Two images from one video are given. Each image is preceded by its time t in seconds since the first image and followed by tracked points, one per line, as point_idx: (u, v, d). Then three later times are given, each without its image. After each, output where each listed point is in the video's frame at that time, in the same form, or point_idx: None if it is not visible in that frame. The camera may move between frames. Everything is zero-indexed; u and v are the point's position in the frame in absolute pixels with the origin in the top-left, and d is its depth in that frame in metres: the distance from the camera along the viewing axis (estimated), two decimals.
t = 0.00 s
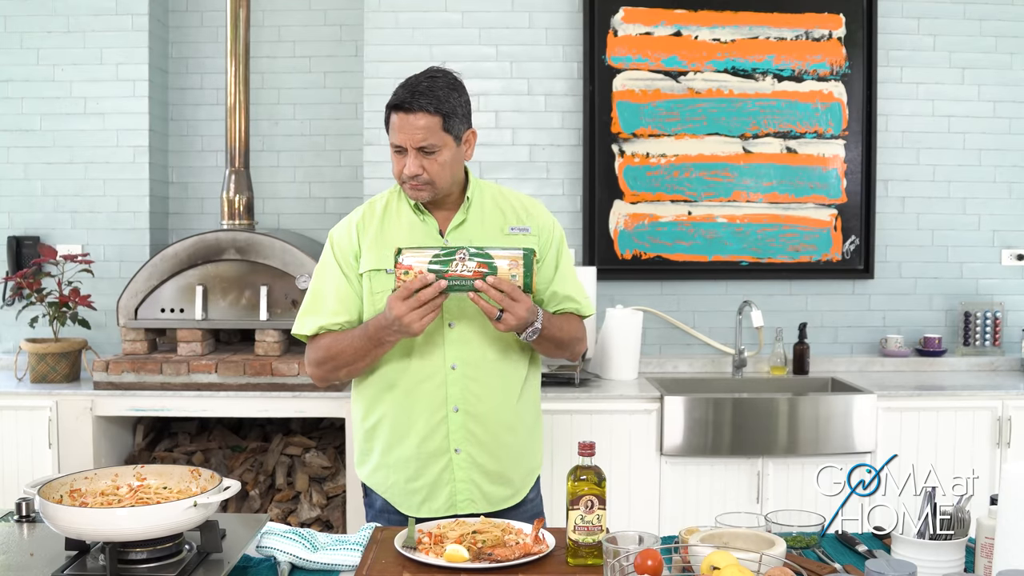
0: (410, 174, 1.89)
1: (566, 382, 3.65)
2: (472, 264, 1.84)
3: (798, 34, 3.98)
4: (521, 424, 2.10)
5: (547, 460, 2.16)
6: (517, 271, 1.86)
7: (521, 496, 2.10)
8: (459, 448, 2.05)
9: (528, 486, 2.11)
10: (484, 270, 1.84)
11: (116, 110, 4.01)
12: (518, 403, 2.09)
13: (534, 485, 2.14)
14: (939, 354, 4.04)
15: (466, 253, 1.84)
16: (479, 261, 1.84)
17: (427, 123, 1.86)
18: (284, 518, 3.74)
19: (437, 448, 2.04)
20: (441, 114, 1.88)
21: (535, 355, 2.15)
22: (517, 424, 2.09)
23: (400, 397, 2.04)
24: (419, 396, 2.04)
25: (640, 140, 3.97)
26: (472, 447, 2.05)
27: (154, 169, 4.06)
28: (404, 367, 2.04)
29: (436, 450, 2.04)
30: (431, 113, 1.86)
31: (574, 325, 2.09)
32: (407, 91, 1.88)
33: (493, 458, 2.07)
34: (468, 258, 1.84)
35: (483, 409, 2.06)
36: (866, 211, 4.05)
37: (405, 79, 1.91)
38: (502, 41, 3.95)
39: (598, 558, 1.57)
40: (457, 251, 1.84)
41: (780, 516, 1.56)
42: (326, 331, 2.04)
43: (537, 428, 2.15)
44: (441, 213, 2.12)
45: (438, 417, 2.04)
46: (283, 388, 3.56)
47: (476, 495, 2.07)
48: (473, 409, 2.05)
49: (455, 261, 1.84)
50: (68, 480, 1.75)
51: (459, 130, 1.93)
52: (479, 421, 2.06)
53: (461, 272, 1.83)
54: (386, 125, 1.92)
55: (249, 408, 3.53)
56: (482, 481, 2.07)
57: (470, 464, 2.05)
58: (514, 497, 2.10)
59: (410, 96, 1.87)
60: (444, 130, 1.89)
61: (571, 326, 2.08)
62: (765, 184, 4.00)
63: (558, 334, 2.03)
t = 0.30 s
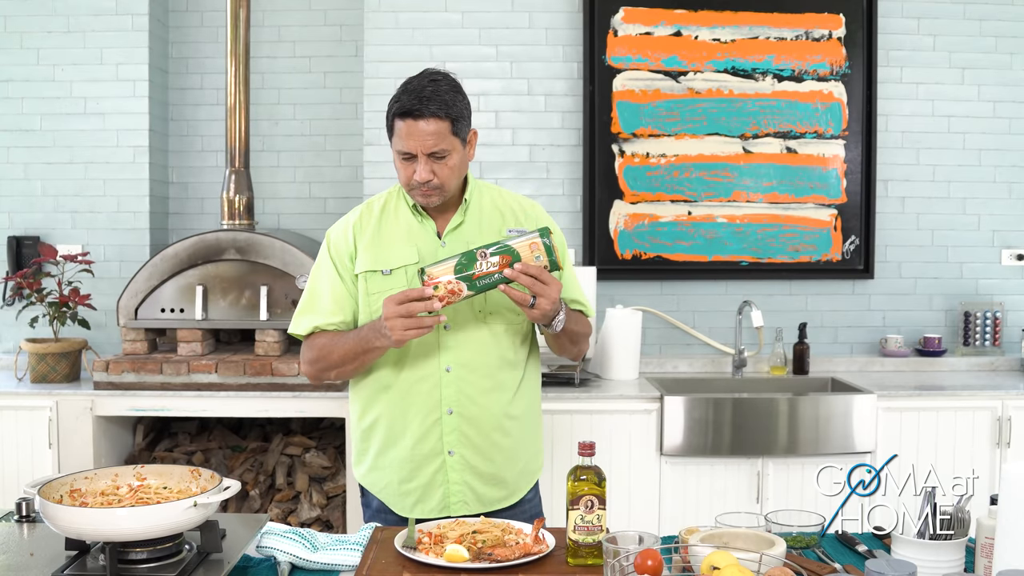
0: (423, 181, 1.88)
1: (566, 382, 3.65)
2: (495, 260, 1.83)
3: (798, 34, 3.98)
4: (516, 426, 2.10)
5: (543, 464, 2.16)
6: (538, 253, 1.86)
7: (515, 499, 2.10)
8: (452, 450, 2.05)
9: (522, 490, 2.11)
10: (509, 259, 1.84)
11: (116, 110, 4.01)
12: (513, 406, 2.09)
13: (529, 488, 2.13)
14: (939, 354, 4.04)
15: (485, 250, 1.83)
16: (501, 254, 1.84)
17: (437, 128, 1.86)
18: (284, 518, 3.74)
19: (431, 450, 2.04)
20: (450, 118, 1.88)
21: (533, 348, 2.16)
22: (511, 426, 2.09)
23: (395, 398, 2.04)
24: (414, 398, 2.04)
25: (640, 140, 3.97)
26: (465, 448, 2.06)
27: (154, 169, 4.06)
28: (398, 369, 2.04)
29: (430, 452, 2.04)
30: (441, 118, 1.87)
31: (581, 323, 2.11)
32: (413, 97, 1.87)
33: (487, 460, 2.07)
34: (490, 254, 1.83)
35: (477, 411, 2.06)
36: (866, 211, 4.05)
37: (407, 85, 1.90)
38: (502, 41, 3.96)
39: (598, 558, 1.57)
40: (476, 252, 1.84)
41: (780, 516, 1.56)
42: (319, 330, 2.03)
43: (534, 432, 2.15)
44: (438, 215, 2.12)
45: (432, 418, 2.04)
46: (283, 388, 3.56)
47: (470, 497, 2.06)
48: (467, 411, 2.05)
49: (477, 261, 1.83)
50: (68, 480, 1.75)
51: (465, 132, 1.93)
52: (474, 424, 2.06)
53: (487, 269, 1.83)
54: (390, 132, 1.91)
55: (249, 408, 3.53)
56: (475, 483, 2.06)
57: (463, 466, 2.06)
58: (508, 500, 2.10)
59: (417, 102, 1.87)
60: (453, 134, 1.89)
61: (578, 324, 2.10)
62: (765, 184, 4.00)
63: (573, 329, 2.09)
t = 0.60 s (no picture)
0: (422, 181, 1.88)
1: (566, 382, 3.65)
2: (518, 267, 1.85)
3: (799, 33, 3.98)
4: (514, 427, 2.10)
5: (541, 465, 2.16)
6: (561, 258, 1.87)
7: (513, 499, 2.10)
8: (450, 450, 2.05)
9: (521, 490, 2.11)
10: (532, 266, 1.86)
11: (116, 110, 4.01)
12: (511, 406, 2.09)
13: (527, 489, 2.13)
14: (939, 354, 4.04)
15: (508, 258, 1.85)
16: (525, 261, 1.86)
17: (436, 128, 1.86)
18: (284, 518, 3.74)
19: (429, 451, 2.04)
20: (448, 118, 1.88)
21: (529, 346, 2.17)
22: (509, 426, 2.09)
23: (393, 398, 2.04)
24: (411, 397, 2.04)
25: (640, 140, 3.96)
26: (463, 448, 2.06)
27: (154, 169, 4.06)
28: (396, 369, 2.04)
29: (427, 452, 2.04)
30: (440, 118, 1.87)
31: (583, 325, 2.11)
32: (413, 96, 1.88)
33: (484, 460, 2.07)
34: (513, 262, 1.85)
35: (475, 411, 2.06)
36: (866, 211, 4.05)
37: (408, 83, 1.90)
38: (502, 41, 3.95)
39: (598, 558, 1.57)
40: (500, 259, 1.85)
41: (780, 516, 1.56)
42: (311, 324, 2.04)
43: (532, 433, 2.15)
44: (437, 216, 2.12)
45: (430, 418, 2.04)
46: (283, 388, 3.56)
47: (468, 497, 2.07)
48: (465, 411, 2.05)
49: (501, 269, 1.85)
50: (68, 480, 1.75)
51: (464, 132, 1.93)
52: (472, 424, 2.06)
53: (512, 276, 1.85)
54: (390, 131, 1.91)
55: (249, 408, 3.52)
56: (473, 484, 2.07)
57: (461, 466, 2.06)
58: (506, 501, 2.10)
59: (417, 102, 1.87)
60: (452, 133, 1.89)
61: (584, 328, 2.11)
62: (765, 184, 4.00)
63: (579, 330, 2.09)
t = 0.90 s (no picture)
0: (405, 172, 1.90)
1: (566, 382, 3.65)
2: (520, 288, 1.86)
3: (798, 33, 3.98)
4: (508, 425, 2.10)
5: (535, 465, 2.16)
6: (564, 286, 1.89)
7: (506, 498, 2.09)
8: (444, 446, 2.05)
9: (514, 490, 2.10)
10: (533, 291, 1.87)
11: (116, 110, 4.01)
12: (506, 404, 2.09)
13: (520, 489, 2.13)
14: (939, 354, 4.04)
15: (512, 278, 1.87)
16: (527, 284, 1.87)
17: (424, 120, 1.88)
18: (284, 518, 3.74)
19: (423, 447, 2.04)
20: (438, 112, 1.89)
21: (524, 348, 2.16)
22: (504, 425, 2.09)
23: (387, 395, 2.03)
24: (406, 393, 2.03)
25: (640, 140, 3.97)
26: (457, 445, 2.05)
27: (154, 169, 4.06)
28: (392, 364, 2.04)
29: (421, 449, 2.04)
30: (428, 111, 1.88)
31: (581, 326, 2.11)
32: (405, 88, 1.90)
33: (478, 458, 2.06)
34: (516, 283, 1.87)
35: (470, 408, 2.06)
36: (866, 211, 4.05)
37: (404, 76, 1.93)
38: (502, 41, 3.95)
39: (598, 558, 1.57)
40: (503, 277, 1.87)
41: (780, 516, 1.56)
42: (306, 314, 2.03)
43: (527, 431, 2.15)
44: (434, 213, 2.12)
45: (425, 414, 2.04)
46: (283, 388, 3.56)
47: (461, 496, 2.06)
48: (461, 407, 2.05)
49: (503, 286, 1.86)
50: (68, 480, 1.75)
51: (455, 129, 1.94)
52: (466, 421, 2.06)
53: (511, 296, 1.86)
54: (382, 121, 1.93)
55: (249, 408, 3.52)
56: (467, 482, 2.06)
57: (454, 463, 2.05)
58: (499, 500, 2.09)
59: (408, 93, 1.88)
60: (441, 128, 1.90)
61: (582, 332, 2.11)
62: (765, 184, 4.00)
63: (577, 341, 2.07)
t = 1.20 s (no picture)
0: (418, 177, 1.89)
1: (566, 382, 3.65)
2: (526, 291, 1.87)
3: (799, 33, 3.98)
4: (503, 424, 2.09)
5: (533, 467, 2.14)
6: (570, 287, 1.88)
7: (501, 499, 2.09)
8: (438, 446, 2.05)
9: (509, 491, 2.09)
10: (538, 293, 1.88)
11: (116, 110, 4.01)
12: (502, 403, 2.09)
13: (516, 489, 2.12)
14: (939, 354, 4.04)
15: (518, 282, 1.87)
16: (533, 287, 1.87)
17: (432, 123, 1.87)
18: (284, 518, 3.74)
19: (417, 447, 2.04)
20: (444, 115, 1.88)
21: (523, 348, 2.15)
22: (499, 424, 2.08)
23: (381, 393, 2.04)
24: (400, 391, 2.03)
25: (640, 140, 3.97)
26: (451, 445, 2.05)
27: (154, 169, 4.06)
28: (387, 363, 2.04)
29: (415, 448, 2.04)
30: (436, 114, 1.87)
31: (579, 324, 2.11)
32: (409, 93, 1.88)
33: (472, 458, 2.06)
34: (522, 286, 1.87)
35: (464, 407, 2.05)
36: (866, 211, 4.05)
37: (403, 80, 1.91)
38: (502, 41, 3.95)
39: (598, 558, 1.57)
40: (509, 281, 1.87)
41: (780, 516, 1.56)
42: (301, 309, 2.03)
43: (524, 432, 2.13)
44: (431, 212, 2.12)
45: (419, 413, 2.04)
46: (283, 388, 3.56)
47: (455, 496, 2.06)
48: (455, 407, 2.05)
49: (509, 291, 1.86)
50: (68, 480, 1.75)
51: (459, 129, 1.94)
52: (460, 420, 2.06)
53: (519, 300, 1.87)
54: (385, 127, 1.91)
55: (249, 408, 3.52)
56: (461, 481, 2.06)
57: (448, 463, 2.05)
58: (494, 501, 2.08)
59: (413, 98, 1.87)
60: (448, 130, 1.89)
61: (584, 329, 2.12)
62: (765, 184, 4.00)
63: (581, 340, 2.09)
